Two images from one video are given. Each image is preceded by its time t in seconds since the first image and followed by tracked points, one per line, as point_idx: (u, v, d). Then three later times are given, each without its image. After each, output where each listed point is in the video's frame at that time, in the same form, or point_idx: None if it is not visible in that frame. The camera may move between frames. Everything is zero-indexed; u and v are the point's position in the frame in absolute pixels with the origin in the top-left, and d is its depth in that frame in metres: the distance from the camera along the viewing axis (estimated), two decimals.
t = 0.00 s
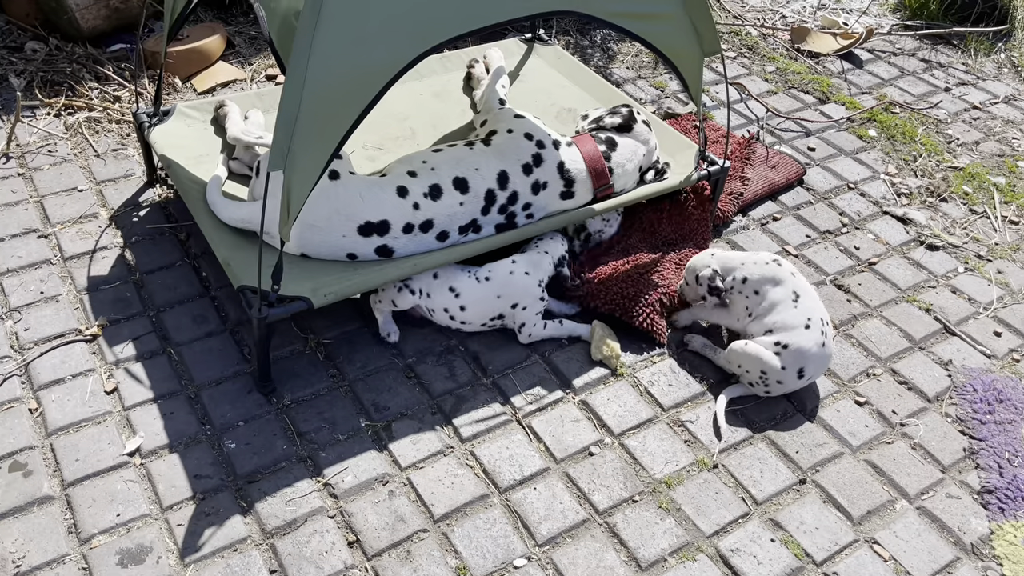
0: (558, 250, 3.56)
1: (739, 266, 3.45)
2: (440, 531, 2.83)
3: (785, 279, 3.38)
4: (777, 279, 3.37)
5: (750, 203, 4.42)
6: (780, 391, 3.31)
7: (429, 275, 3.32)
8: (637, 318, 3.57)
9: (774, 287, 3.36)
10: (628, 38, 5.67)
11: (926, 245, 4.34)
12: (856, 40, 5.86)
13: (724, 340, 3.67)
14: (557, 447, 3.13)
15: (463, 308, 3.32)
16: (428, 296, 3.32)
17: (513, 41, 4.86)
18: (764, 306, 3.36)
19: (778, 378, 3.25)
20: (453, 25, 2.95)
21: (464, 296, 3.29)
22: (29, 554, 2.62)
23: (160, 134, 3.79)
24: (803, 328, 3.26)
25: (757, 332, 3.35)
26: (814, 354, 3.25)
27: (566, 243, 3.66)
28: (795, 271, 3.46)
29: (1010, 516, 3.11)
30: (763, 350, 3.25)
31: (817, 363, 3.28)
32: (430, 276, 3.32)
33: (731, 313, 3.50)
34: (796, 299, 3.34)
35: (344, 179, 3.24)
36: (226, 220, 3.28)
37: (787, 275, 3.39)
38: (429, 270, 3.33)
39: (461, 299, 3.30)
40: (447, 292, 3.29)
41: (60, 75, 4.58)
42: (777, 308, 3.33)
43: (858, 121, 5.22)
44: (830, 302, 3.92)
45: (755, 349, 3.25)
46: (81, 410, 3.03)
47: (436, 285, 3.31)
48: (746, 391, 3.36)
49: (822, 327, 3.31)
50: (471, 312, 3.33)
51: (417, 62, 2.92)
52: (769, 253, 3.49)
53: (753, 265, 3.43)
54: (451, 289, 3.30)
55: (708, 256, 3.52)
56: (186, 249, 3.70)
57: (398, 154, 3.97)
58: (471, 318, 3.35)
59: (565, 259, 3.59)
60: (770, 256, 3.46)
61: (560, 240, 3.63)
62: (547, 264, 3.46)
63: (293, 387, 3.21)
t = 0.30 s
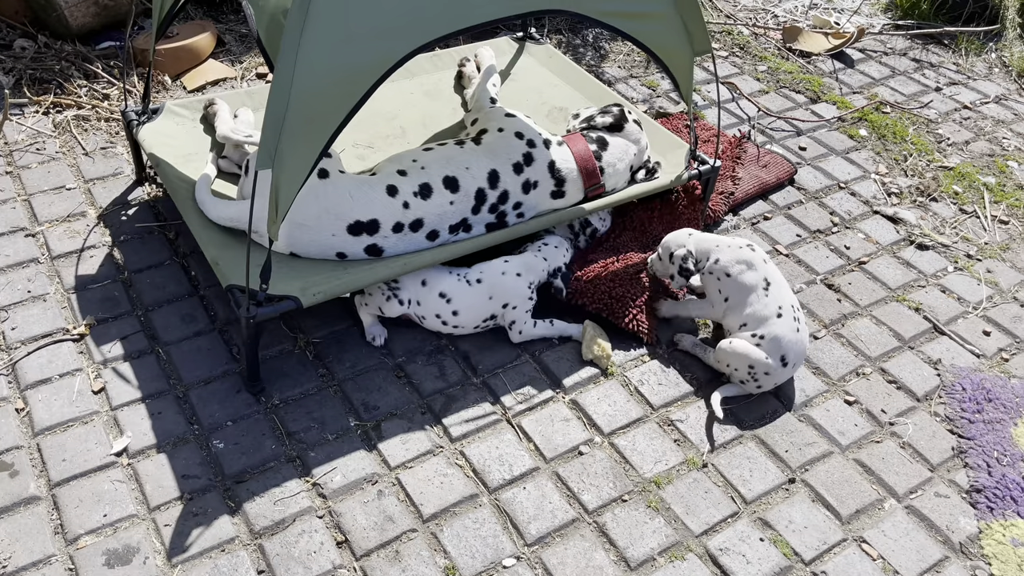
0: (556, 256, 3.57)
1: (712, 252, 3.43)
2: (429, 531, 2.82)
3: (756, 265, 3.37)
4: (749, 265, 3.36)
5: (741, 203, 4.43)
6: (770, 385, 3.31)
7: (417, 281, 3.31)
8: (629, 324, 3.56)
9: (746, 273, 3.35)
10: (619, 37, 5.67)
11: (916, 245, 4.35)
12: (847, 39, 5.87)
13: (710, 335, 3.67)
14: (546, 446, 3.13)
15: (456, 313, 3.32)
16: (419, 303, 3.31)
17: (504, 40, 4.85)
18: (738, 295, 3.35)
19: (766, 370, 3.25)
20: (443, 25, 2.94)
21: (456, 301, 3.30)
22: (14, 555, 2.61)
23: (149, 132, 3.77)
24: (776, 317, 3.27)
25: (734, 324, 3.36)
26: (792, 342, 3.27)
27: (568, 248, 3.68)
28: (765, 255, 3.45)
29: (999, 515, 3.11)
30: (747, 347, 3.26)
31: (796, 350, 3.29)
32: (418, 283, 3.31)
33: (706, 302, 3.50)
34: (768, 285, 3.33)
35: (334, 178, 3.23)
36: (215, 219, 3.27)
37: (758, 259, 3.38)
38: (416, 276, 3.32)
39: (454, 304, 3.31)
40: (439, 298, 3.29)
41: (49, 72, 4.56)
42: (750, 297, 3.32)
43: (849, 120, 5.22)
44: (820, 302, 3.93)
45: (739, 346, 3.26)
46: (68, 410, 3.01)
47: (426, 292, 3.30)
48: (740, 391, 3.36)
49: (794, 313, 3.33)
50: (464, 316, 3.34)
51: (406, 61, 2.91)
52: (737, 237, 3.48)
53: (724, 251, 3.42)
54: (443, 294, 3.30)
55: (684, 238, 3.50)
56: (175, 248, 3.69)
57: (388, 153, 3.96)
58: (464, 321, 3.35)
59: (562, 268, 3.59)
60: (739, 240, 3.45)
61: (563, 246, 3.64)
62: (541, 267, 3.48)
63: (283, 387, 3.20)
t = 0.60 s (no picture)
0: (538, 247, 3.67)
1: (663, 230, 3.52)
2: (418, 527, 2.81)
3: (711, 234, 3.45)
4: (699, 237, 3.44)
5: (732, 198, 4.42)
6: (758, 357, 3.31)
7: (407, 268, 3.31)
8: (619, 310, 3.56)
9: (700, 243, 3.43)
10: (611, 32, 5.65)
11: (907, 240, 4.35)
12: (838, 35, 5.86)
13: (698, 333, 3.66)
14: (536, 442, 3.12)
15: (451, 292, 3.32)
16: (411, 289, 3.31)
17: (494, 34, 4.83)
18: (696, 269, 3.43)
19: (743, 335, 3.26)
20: (430, 17, 2.92)
21: (450, 277, 3.31)
22: None
23: (135, 127, 3.74)
24: (733, 284, 3.34)
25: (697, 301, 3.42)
26: (756, 306, 3.31)
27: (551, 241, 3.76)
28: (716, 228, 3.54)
29: (988, 509, 3.12)
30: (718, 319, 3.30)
31: (764, 313, 3.33)
32: (408, 269, 3.31)
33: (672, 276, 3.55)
34: (720, 254, 3.41)
35: (322, 172, 3.21)
36: (203, 214, 3.25)
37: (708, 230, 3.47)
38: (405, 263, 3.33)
39: (449, 283, 3.31)
40: (433, 276, 3.30)
41: (36, 66, 4.52)
42: (706, 267, 3.40)
43: (840, 115, 5.22)
44: (811, 297, 3.93)
45: (711, 322, 3.30)
46: (54, 407, 2.98)
47: (416, 277, 3.30)
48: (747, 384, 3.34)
49: (750, 279, 3.40)
50: (460, 294, 3.34)
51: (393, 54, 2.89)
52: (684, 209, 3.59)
53: (681, 223, 3.50)
54: (436, 274, 3.31)
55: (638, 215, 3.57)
56: (163, 243, 3.66)
57: (378, 147, 3.93)
58: (459, 300, 3.35)
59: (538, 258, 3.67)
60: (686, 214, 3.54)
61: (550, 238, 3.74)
62: (520, 250, 3.61)
63: (271, 382, 3.18)
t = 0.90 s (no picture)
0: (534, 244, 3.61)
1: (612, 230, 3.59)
2: (412, 524, 2.81)
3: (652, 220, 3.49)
4: (643, 228, 3.49)
5: (725, 193, 4.42)
6: (742, 323, 3.31)
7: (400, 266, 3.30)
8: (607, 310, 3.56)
9: (644, 232, 3.48)
10: (604, 27, 5.64)
11: (899, 235, 4.36)
12: (831, 30, 5.86)
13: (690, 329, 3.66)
14: (530, 439, 3.11)
15: (444, 292, 3.30)
16: (404, 287, 3.29)
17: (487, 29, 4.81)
18: (650, 255, 3.47)
19: (717, 309, 3.29)
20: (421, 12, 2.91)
21: (443, 278, 3.28)
22: None
23: (126, 123, 3.72)
24: (682, 259, 3.36)
25: (666, 287, 3.46)
26: (714, 273, 3.31)
27: (551, 237, 3.71)
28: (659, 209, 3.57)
29: (980, 504, 3.13)
30: (687, 304, 3.35)
31: (728, 276, 3.32)
32: (401, 266, 3.30)
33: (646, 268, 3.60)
34: (663, 235, 3.44)
35: (314, 169, 3.20)
36: (195, 211, 3.23)
37: (646, 216, 3.51)
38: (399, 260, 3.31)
39: (441, 283, 3.29)
40: (425, 276, 3.27)
41: (26, 63, 4.48)
42: (658, 253, 3.43)
43: (833, 111, 5.22)
44: (804, 292, 3.93)
45: (685, 309, 3.36)
46: (45, 405, 2.97)
47: (408, 275, 3.29)
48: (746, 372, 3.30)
49: (700, 244, 3.39)
50: (452, 294, 3.31)
51: (385, 50, 2.88)
52: (624, 201, 3.63)
53: (625, 221, 3.56)
54: (429, 273, 3.28)
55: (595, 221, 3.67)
56: (154, 241, 3.64)
57: (370, 143, 3.92)
58: (451, 300, 3.33)
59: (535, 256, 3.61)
60: (627, 205, 3.60)
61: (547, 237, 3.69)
62: (516, 250, 3.53)
63: (264, 380, 3.17)
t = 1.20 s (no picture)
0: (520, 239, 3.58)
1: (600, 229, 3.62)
2: (407, 521, 2.80)
3: (635, 227, 3.49)
4: (625, 234, 3.49)
5: (718, 188, 4.42)
6: (714, 337, 3.32)
7: (388, 268, 3.26)
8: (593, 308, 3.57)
9: (625, 239, 3.48)
10: (597, 22, 5.63)
11: (892, 230, 4.37)
12: (823, 25, 5.87)
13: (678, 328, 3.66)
14: (525, 435, 3.11)
15: (432, 299, 3.29)
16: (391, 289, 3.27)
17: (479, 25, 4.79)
18: (628, 263, 3.48)
19: (689, 324, 3.30)
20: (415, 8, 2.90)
21: (432, 287, 3.26)
22: None
23: (117, 119, 3.70)
24: (659, 271, 3.37)
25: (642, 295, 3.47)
26: (688, 287, 3.31)
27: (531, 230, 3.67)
28: (646, 215, 3.56)
29: (973, 497, 3.14)
30: (660, 316, 3.38)
31: (704, 291, 3.32)
32: (388, 270, 3.26)
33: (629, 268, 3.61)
34: (643, 244, 3.44)
35: (307, 165, 3.19)
36: (187, 208, 3.22)
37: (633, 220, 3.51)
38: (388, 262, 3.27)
39: (429, 290, 3.27)
40: (412, 283, 3.24)
41: (15, 58, 4.45)
42: (636, 261, 3.44)
43: (825, 106, 5.23)
44: (797, 287, 3.94)
45: (658, 319, 3.39)
46: (37, 403, 2.95)
47: (394, 279, 3.26)
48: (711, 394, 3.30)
49: (679, 257, 3.38)
50: (440, 302, 3.30)
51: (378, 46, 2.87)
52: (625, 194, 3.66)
53: (609, 223, 3.56)
54: (417, 280, 3.25)
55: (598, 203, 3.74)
56: (146, 238, 3.62)
57: (363, 139, 3.91)
58: (439, 308, 3.32)
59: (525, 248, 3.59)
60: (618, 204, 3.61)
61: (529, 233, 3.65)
62: (507, 251, 3.48)
63: (257, 377, 3.16)
